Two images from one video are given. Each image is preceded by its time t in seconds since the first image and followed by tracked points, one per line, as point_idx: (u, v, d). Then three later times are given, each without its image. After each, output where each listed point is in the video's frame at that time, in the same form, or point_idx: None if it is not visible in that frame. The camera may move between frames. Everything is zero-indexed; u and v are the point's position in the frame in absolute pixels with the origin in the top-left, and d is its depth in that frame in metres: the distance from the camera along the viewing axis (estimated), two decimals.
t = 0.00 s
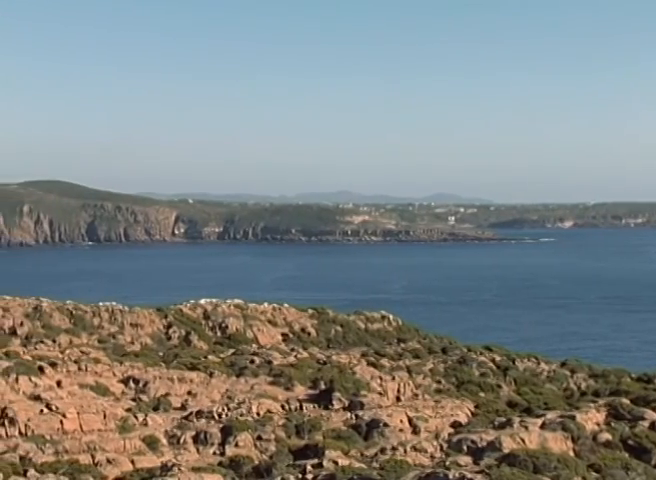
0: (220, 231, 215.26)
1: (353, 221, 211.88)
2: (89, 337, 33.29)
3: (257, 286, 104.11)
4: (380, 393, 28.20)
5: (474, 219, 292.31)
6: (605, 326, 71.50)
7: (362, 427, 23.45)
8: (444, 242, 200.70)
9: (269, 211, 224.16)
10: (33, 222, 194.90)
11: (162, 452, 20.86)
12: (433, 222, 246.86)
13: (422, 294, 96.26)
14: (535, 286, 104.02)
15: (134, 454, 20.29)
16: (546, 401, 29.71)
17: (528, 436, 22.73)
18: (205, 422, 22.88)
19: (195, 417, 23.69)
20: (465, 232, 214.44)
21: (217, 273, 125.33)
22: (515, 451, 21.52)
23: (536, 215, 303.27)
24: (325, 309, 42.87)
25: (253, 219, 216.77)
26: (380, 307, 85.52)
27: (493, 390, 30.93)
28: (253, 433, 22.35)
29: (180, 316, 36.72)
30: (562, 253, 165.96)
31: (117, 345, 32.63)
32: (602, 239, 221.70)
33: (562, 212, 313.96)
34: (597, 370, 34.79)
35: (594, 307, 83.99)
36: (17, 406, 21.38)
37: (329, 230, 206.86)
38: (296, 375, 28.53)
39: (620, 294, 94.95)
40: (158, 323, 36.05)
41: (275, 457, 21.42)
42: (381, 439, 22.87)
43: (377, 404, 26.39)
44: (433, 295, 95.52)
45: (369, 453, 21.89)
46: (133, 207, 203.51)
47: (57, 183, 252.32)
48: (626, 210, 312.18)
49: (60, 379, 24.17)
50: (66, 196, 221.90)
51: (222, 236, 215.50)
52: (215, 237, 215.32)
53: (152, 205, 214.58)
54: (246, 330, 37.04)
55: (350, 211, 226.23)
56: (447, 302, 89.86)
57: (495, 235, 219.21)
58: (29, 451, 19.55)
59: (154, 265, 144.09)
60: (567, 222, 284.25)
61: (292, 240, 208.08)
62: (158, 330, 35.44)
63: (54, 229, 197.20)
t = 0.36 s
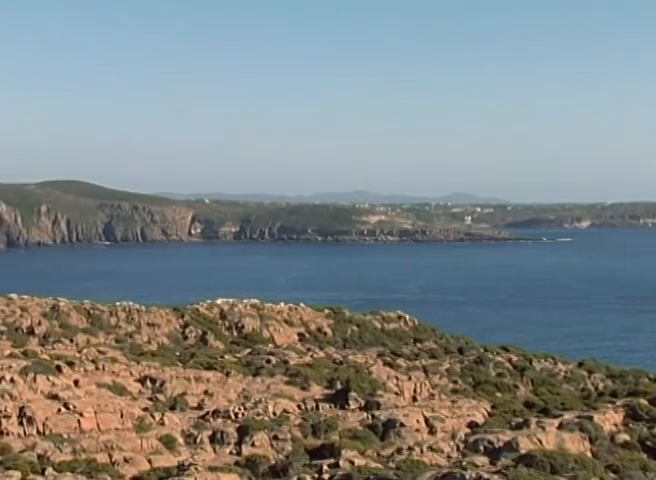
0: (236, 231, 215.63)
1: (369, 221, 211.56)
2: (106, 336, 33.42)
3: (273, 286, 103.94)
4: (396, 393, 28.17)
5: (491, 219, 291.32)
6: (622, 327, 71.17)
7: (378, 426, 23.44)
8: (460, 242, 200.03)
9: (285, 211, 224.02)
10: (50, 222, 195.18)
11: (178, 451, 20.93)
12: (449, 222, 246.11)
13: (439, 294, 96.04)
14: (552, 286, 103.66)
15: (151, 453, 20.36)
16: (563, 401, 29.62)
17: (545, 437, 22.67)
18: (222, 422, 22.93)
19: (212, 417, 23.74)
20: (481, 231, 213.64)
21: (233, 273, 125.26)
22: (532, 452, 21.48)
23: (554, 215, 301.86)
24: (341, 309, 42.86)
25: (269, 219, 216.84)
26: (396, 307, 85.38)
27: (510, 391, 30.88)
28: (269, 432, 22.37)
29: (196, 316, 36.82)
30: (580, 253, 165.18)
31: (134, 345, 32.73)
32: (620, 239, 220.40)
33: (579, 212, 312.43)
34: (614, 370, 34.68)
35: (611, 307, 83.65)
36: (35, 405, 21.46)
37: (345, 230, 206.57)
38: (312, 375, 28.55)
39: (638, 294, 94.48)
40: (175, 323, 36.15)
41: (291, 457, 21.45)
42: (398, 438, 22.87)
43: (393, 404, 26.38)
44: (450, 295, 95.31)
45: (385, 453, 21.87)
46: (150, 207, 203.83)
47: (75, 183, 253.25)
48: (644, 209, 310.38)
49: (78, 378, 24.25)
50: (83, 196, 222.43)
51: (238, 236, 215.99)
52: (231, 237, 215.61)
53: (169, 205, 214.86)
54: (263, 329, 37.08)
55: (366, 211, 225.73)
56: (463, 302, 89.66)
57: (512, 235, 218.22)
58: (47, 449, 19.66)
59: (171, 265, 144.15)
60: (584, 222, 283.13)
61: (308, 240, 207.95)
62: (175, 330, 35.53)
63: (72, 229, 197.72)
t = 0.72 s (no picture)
0: (251, 231, 215.82)
1: (384, 221, 211.53)
2: (122, 336, 33.55)
3: (288, 286, 103.85)
4: (411, 393, 28.17)
5: (507, 219, 290.56)
6: (638, 327, 70.93)
7: (393, 426, 23.44)
8: (476, 242, 199.59)
9: (300, 211, 224.18)
10: (67, 222, 195.49)
11: (194, 450, 20.98)
12: (464, 222, 245.60)
13: (455, 294, 95.90)
14: (568, 286, 103.41)
15: (167, 452, 20.43)
16: (579, 401, 29.58)
17: (561, 437, 22.60)
18: (237, 421, 22.97)
19: (228, 416, 23.76)
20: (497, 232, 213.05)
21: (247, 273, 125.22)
22: (548, 452, 21.45)
23: (570, 215, 300.73)
24: (356, 309, 42.86)
25: (284, 219, 216.93)
26: (411, 307, 85.34)
27: (526, 391, 30.85)
28: (285, 432, 22.40)
29: (212, 315, 36.92)
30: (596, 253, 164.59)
31: (150, 345, 32.86)
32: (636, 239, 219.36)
33: (596, 212, 311.25)
34: (631, 371, 34.58)
35: (627, 307, 83.37)
36: (51, 404, 21.53)
37: (361, 230, 206.49)
38: (328, 375, 28.59)
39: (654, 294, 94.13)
40: (190, 322, 36.25)
41: (306, 457, 21.50)
42: (413, 439, 22.87)
43: (408, 404, 26.39)
44: (466, 295, 95.14)
45: (401, 453, 21.86)
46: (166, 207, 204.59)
47: (91, 183, 253.79)
48: None
49: (94, 378, 24.32)
50: (100, 196, 223.11)
51: (253, 236, 216.28)
52: (247, 237, 215.87)
53: (185, 205, 215.46)
54: (278, 329, 37.14)
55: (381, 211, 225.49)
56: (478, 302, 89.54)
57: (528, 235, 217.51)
58: (63, 449, 19.75)
59: (186, 264, 144.25)
60: (600, 222, 282.16)
61: (324, 240, 208.02)
62: (191, 329, 35.62)
63: (88, 228, 198.44)
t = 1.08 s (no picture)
0: (267, 231, 215.93)
1: (400, 221, 211.28)
2: (138, 335, 33.67)
3: (303, 286, 103.69)
4: (427, 393, 28.15)
5: (523, 219, 289.57)
6: None
7: (409, 427, 23.42)
8: (492, 241, 199.00)
9: (315, 211, 224.20)
10: (84, 221, 196.25)
11: (210, 450, 21.03)
12: (481, 222, 244.71)
13: (471, 294, 95.67)
14: (585, 286, 103.03)
15: (183, 452, 20.48)
16: (596, 402, 29.48)
17: (578, 438, 22.52)
18: (253, 422, 22.97)
19: (244, 416, 23.81)
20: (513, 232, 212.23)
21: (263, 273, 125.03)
22: (565, 452, 21.36)
23: (586, 215, 299.47)
24: (372, 309, 42.85)
25: (300, 219, 217.06)
26: (426, 306, 85.19)
27: (542, 391, 30.77)
28: (301, 432, 22.40)
29: (228, 315, 36.97)
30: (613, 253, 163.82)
31: (166, 344, 32.95)
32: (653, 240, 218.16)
33: (613, 212, 309.79)
34: (648, 372, 34.44)
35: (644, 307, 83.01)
36: (68, 403, 21.61)
37: (376, 230, 206.48)
38: (343, 375, 28.60)
39: None
40: (207, 322, 36.32)
41: (322, 456, 21.52)
42: (429, 439, 22.86)
43: (424, 404, 26.35)
44: (483, 295, 94.87)
45: (417, 453, 21.83)
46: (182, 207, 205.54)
47: (107, 183, 254.48)
48: None
49: (110, 377, 24.35)
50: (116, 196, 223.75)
51: (269, 235, 215.63)
52: (262, 237, 215.28)
53: (201, 205, 215.99)
54: (294, 329, 37.19)
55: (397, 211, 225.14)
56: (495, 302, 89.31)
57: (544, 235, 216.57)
58: (80, 448, 19.83)
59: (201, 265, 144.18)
60: (617, 222, 281.09)
61: (340, 240, 207.91)
62: (207, 329, 35.73)
63: (104, 229, 199.15)
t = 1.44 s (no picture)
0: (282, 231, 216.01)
1: (415, 221, 211.08)
2: (154, 335, 33.77)
3: (319, 286, 103.54)
4: (443, 393, 28.11)
5: (539, 219, 288.44)
6: None
7: (424, 427, 23.38)
8: (507, 242, 198.40)
9: (330, 211, 224.29)
10: (100, 221, 196.92)
11: (226, 450, 21.07)
12: (496, 222, 243.86)
13: (488, 294, 95.40)
14: (601, 286, 102.65)
15: (198, 452, 20.53)
16: (612, 402, 29.37)
17: (594, 438, 22.48)
18: (268, 421, 22.98)
19: (259, 416, 23.90)
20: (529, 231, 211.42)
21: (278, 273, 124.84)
22: (581, 453, 21.25)
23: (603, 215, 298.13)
24: (387, 309, 42.82)
25: (315, 219, 217.11)
26: (442, 306, 85.02)
27: (558, 392, 30.69)
28: (316, 432, 22.43)
29: (243, 314, 37.02)
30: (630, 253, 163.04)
31: (181, 344, 33.04)
32: None
33: (629, 212, 308.27)
34: None
35: None
36: (85, 402, 21.67)
37: (391, 230, 206.79)
38: (358, 375, 28.60)
39: None
40: (222, 321, 36.40)
41: (338, 456, 21.54)
42: (445, 439, 22.84)
43: (439, 404, 26.32)
44: (499, 295, 94.63)
45: (432, 453, 21.82)
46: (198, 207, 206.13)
47: (123, 183, 255.12)
48: None
49: (126, 376, 24.41)
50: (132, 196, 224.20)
51: (284, 236, 216.04)
52: (277, 236, 215.53)
53: (216, 205, 216.39)
54: (309, 328, 37.25)
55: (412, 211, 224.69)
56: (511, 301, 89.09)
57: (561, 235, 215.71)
58: (96, 446, 19.88)
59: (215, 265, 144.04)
60: (634, 222, 279.84)
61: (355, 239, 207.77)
62: (222, 329, 35.81)
63: (120, 228, 199.72)
